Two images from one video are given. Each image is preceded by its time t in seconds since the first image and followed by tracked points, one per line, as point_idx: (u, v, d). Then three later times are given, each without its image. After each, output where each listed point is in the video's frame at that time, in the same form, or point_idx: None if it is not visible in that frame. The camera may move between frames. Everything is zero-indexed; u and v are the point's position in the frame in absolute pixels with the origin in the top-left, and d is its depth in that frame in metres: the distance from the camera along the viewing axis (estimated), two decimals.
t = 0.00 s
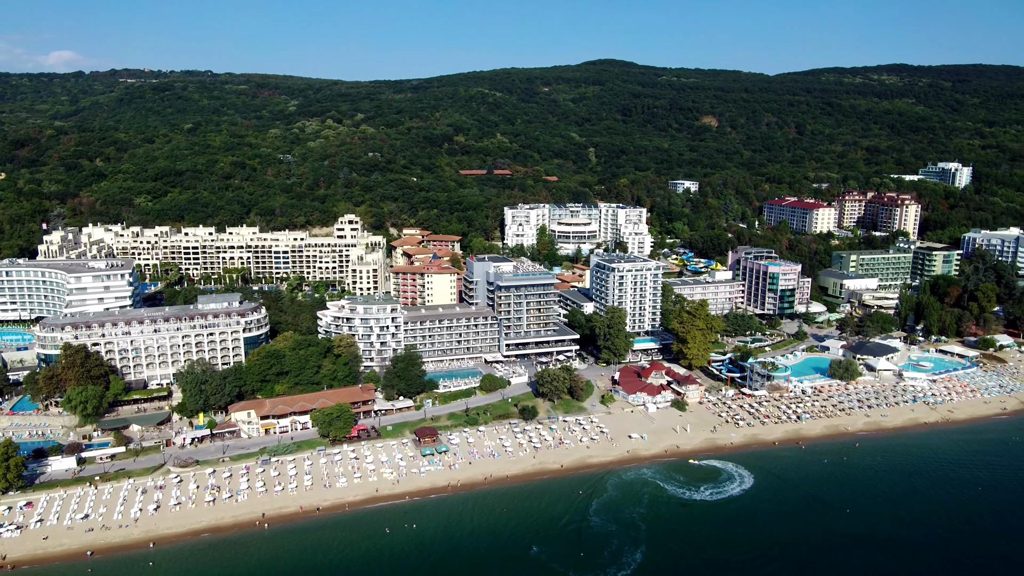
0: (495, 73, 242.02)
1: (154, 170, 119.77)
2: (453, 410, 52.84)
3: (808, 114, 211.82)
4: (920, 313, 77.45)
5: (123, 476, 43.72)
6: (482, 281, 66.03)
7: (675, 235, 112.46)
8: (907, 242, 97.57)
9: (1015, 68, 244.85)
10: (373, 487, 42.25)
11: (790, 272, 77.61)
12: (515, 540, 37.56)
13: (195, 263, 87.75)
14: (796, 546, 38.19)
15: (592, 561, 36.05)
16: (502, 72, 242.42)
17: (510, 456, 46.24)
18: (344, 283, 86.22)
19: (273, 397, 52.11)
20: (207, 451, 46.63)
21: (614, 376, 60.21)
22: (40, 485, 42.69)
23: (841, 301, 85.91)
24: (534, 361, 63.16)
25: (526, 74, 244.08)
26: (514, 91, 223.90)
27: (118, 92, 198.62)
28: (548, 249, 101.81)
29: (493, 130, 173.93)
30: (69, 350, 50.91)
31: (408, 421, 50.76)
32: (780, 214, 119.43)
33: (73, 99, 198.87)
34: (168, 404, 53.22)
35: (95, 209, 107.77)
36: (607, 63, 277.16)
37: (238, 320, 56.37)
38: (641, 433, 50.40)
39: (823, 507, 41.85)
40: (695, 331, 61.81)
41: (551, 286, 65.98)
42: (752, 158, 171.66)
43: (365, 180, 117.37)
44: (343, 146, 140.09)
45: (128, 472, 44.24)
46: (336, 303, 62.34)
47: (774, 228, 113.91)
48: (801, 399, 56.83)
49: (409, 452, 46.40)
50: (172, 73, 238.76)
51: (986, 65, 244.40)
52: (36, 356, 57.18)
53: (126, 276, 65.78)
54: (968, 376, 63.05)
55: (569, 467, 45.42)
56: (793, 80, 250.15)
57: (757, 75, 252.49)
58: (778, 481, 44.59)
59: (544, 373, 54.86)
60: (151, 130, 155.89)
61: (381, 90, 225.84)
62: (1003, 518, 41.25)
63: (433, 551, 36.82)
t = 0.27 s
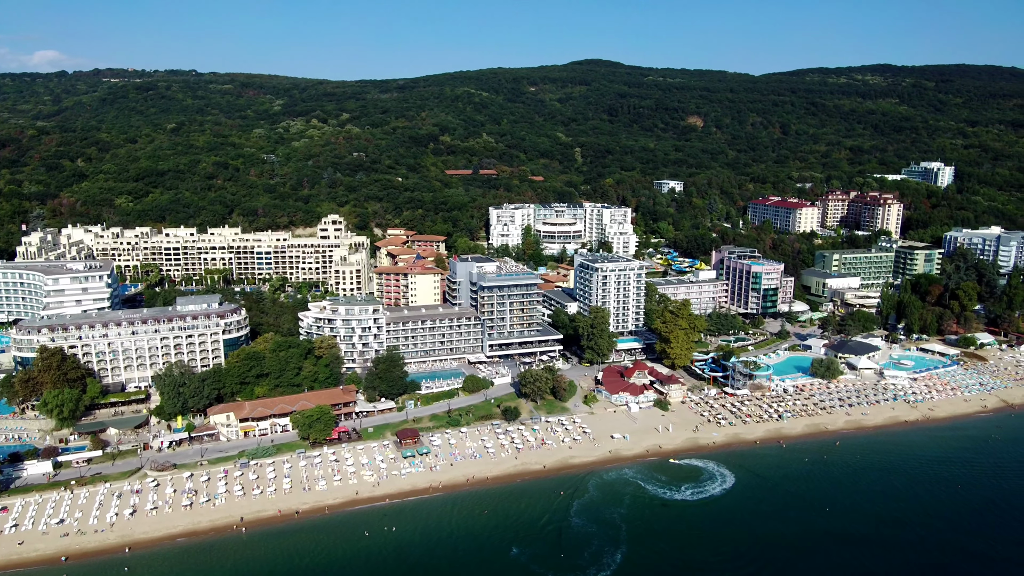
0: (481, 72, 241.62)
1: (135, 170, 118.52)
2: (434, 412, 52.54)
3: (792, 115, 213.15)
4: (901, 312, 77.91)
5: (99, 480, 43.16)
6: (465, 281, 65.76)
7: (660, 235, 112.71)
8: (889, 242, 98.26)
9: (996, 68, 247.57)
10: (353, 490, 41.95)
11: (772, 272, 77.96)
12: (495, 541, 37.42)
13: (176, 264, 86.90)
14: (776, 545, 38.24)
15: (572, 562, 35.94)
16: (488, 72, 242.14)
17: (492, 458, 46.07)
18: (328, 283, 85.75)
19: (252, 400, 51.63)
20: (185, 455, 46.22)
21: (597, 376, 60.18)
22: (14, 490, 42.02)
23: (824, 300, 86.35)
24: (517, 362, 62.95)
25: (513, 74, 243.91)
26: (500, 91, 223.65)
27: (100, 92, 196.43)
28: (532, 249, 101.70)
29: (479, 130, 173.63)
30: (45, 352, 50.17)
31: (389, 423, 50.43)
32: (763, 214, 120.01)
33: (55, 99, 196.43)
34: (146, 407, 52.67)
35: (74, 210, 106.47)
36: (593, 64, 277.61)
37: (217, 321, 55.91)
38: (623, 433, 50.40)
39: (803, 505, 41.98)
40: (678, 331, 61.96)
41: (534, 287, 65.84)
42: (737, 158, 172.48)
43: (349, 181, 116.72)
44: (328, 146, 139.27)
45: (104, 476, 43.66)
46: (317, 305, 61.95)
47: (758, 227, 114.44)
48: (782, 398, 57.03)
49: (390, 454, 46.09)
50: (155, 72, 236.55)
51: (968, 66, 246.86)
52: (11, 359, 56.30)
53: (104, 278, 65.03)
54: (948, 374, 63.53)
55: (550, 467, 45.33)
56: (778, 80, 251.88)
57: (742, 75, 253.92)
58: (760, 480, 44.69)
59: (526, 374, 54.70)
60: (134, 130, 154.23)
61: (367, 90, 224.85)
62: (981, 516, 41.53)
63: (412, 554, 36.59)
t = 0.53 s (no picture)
0: (468, 72, 241.23)
1: (117, 171, 117.28)
2: (417, 412, 52.25)
3: (777, 115, 214.39)
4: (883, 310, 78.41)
5: (75, 484, 42.61)
6: (448, 282, 65.52)
7: (645, 234, 112.99)
8: (871, 240, 98.99)
9: (978, 69, 250.20)
10: (332, 492, 41.70)
11: (755, 271, 78.31)
12: (475, 543, 37.27)
13: (157, 265, 86.08)
14: (755, 543, 38.29)
15: (552, 563, 35.85)
16: (475, 72, 241.86)
17: (473, 458, 45.88)
18: (311, 284, 85.30)
19: (232, 402, 51.13)
20: (163, 458, 45.75)
21: (581, 375, 60.11)
22: None
23: (806, 299, 86.83)
24: (501, 362, 62.74)
25: (499, 74, 243.63)
26: (487, 91, 223.42)
27: (82, 92, 194.26)
28: (518, 249, 101.42)
29: (465, 130, 173.35)
30: (20, 355, 49.41)
31: (371, 424, 50.09)
32: (748, 213, 120.59)
33: (36, 99, 194.01)
34: (124, 410, 52.15)
35: (54, 210, 105.18)
36: (580, 63, 277.86)
37: (197, 323, 55.37)
38: (605, 432, 50.37)
39: (783, 503, 42.07)
40: (661, 330, 62.07)
41: (517, 287, 65.72)
42: (722, 158, 173.28)
43: (333, 180, 116.12)
44: (312, 146, 138.41)
45: (80, 479, 43.09)
46: (299, 306, 61.52)
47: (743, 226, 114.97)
48: (764, 397, 57.26)
49: (371, 455, 45.77)
50: (139, 72, 234.30)
51: (950, 66, 249.26)
52: None
53: (82, 279, 64.27)
54: (928, 372, 64.02)
55: (532, 467, 45.22)
56: (763, 80, 253.58)
57: (727, 75, 255.32)
58: (740, 479, 44.76)
59: (509, 374, 54.53)
60: (116, 130, 152.59)
61: (353, 89, 223.78)
62: (959, 513, 41.76)
63: (390, 556, 36.36)
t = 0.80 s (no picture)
0: (454, 72, 240.70)
1: (97, 171, 115.93)
2: (398, 413, 51.90)
3: (762, 114, 215.57)
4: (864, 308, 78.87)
5: (50, 488, 42.03)
6: (431, 282, 65.15)
7: (630, 233, 113.18)
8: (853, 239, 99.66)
9: (960, 68, 252.68)
10: (311, 494, 41.41)
11: (739, 270, 78.71)
12: (454, 544, 37.11)
13: (138, 265, 85.19)
14: (735, 542, 38.35)
15: (531, 563, 35.76)
16: (461, 71, 241.39)
17: (455, 459, 45.64)
18: (293, 284, 84.73)
19: (211, 404, 50.67)
20: (140, 461, 45.22)
21: (564, 375, 60.01)
22: None
23: (789, 297, 87.24)
24: (484, 362, 62.40)
25: (485, 73, 243.29)
26: (473, 90, 222.99)
27: (64, 91, 191.95)
28: (503, 249, 100.38)
29: (451, 129, 172.92)
30: None
31: (352, 425, 49.73)
32: (732, 212, 121.11)
33: (16, 98, 191.42)
34: (101, 412, 51.51)
35: (34, 211, 103.86)
36: (566, 63, 277.98)
37: (176, 325, 54.75)
38: (587, 432, 50.32)
39: (763, 502, 42.18)
40: (643, 330, 62.17)
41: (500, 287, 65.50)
42: (707, 158, 173.97)
43: (317, 180, 115.43)
44: (296, 145, 137.49)
45: (56, 483, 42.51)
46: (280, 306, 61.06)
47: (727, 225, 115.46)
48: (746, 395, 57.45)
49: (351, 457, 45.45)
50: (122, 70, 231.92)
51: (933, 66, 251.49)
52: None
53: (60, 281, 63.45)
54: (909, 370, 64.47)
55: (513, 468, 45.07)
56: (748, 80, 255.05)
57: (713, 75, 256.50)
58: (721, 478, 44.80)
59: (492, 374, 54.33)
60: (97, 129, 150.86)
61: (338, 89, 222.63)
62: (936, 510, 42.06)
63: (369, 559, 36.11)
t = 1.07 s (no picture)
0: (443, 71, 240.15)
1: (82, 171, 114.86)
2: (382, 414, 51.60)
3: (751, 114, 216.39)
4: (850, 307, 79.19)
5: (29, 491, 41.57)
6: (416, 282, 64.80)
7: (618, 233, 113.26)
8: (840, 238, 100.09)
9: (947, 68, 254.50)
10: (293, 496, 41.17)
11: (725, 269, 78.89)
12: (437, 545, 36.94)
13: (122, 266, 84.50)
14: (719, 541, 38.34)
15: (514, 564, 35.65)
16: (450, 71, 240.90)
17: (439, 460, 45.42)
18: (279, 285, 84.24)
19: (193, 406, 50.26)
20: (121, 463, 44.80)
21: (549, 375, 59.90)
22: None
23: (776, 296, 87.48)
24: (470, 362, 62.06)
25: (475, 72, 242.96)
26: (462, 90, 222.54)
27: (49, 91, 190.16)
28: (490, 248, 100.31)
29: (440, 129, 172.46)
30: None
31: (335, 427, 49.44)
32: (719, 212, 121.45)
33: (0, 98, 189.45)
34: (82, 414, 51.01)
35: (17, 211, 102.82)
36: (555, 63, 278.10)
37: (157, 326, 54.35)
38: (572, 432, 50.24)
39: (746, 501, 42.22)
40: (629, 329, 62.18)
41: (486, 286, 65.29)
42: (696, 157, 174.36)
43: (304, 180, 114.83)
44: (284, 145, 136.76)
45: (35, 486, 42.04)
46: (264, 307, 60.64)
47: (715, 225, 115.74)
48: (731, 394, 57.56)
49: (334, 459, 45.15)
50: (108, 69, 230.08)
51: (921, 65, 253.20)
52: None
53: (41, 282, 62.80)
54: (893, 368, 64.73)
55: (497, 468, 44.92)
56: (737, 80, 255.98)
57: (702, 75, 257.21)
58: (705, 477, 44.79)
59: (477, 374, 54.12)
60: (82, 129, 149.52)
61: (327, 88, 221.71)
62: (919, 508, 42.25)
63: (350, 561, 35.89)
